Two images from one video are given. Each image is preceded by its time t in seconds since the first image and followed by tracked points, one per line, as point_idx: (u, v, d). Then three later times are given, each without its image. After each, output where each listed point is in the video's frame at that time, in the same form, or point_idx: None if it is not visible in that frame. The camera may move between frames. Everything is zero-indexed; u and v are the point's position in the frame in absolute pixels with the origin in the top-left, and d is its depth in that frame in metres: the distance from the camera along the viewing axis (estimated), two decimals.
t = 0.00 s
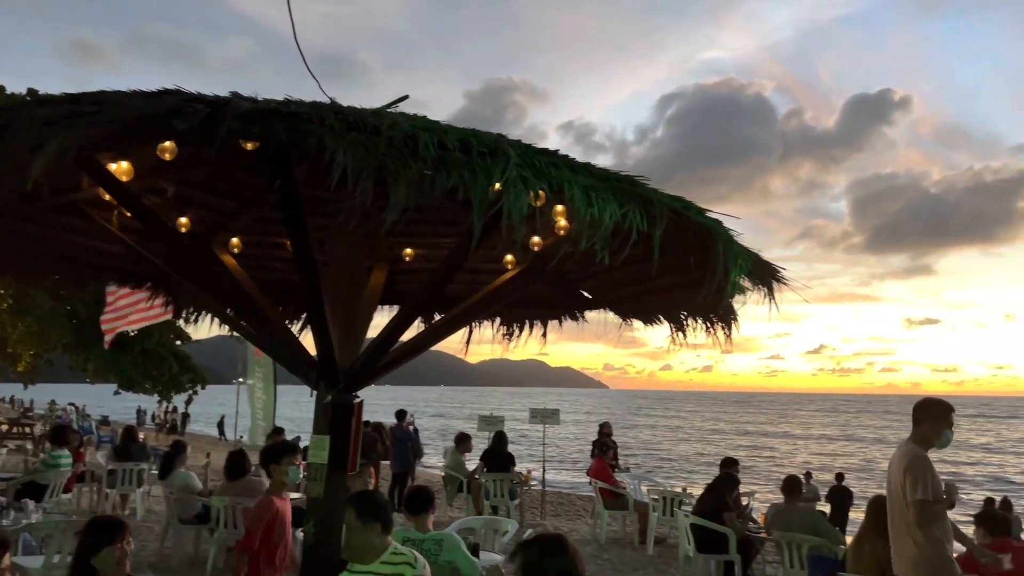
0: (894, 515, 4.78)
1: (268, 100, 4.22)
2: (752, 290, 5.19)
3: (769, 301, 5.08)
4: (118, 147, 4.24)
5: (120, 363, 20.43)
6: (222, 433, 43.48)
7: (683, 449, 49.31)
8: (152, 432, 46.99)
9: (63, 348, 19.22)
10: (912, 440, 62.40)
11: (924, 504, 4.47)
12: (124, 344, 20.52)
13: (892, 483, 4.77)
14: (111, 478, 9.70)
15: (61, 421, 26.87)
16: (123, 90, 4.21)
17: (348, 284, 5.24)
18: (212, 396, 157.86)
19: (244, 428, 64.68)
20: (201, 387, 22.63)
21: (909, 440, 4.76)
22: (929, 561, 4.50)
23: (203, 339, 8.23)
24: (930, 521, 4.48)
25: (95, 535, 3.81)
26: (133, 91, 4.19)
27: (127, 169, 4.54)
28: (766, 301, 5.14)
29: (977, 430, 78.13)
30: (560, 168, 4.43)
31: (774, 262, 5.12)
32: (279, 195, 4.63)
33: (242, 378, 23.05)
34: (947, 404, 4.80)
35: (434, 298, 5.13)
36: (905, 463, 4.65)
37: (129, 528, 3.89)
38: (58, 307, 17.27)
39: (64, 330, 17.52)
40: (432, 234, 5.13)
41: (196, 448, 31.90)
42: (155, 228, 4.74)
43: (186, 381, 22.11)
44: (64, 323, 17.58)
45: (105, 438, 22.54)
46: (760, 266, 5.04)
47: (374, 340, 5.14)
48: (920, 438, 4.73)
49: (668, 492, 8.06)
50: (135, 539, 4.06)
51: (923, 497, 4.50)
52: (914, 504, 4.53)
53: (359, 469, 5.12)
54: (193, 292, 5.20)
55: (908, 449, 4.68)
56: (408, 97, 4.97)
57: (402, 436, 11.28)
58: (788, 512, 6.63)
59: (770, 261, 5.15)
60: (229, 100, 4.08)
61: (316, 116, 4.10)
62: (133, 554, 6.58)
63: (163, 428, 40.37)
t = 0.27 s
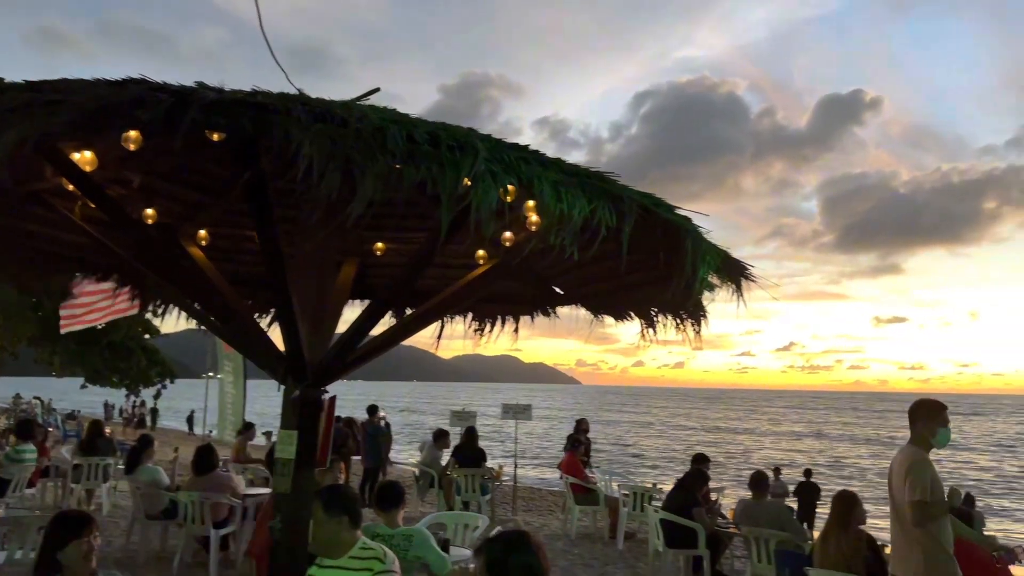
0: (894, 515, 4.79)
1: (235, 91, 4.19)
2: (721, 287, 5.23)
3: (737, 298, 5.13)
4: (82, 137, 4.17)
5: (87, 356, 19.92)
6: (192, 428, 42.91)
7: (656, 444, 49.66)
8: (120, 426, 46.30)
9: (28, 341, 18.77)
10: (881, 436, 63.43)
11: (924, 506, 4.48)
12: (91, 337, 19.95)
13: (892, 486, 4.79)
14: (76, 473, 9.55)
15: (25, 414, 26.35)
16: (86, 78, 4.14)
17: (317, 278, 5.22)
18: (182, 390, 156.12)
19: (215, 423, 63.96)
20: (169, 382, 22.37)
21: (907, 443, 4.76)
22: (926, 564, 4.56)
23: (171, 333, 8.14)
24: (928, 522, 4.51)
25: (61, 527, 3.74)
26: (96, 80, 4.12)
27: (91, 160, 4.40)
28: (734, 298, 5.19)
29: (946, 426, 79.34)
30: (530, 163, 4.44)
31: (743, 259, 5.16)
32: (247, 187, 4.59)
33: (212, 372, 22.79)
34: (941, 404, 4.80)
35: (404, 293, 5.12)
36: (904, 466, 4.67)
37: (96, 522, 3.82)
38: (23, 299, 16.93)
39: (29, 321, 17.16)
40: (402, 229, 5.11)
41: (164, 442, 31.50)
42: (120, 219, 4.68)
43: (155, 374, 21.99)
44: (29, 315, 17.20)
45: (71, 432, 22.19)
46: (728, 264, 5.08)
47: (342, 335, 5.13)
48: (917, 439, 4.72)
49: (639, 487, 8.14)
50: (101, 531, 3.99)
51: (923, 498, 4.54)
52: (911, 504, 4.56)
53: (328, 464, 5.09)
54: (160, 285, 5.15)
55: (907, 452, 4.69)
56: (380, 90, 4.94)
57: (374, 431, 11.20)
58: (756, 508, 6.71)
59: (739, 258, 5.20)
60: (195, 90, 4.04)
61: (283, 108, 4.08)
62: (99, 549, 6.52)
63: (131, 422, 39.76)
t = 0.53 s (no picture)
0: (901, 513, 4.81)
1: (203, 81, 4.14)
2: (691, 284, 5.27)
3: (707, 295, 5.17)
4: (45, 125, 4.09)
5: (53, 349, 19.49)
6: (161, 423, 42.35)
7: (631, 441, 49.93)
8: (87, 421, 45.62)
9: None
10: (851, 434, 64.32)
11: (936, 509, 4.50)
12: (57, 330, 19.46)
13: (898, 486, 4.76)
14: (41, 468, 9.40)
15: None
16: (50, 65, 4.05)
17: (287, 272, 5.19)
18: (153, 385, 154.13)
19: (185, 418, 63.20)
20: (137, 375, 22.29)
21: (914, 442, 4.72)
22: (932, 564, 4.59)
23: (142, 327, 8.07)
24: (939, 524, 4.53)
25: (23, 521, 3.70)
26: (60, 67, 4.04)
27: (56, 149, 4.35)
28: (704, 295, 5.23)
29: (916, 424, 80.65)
30: (502, 158, 4.43)
31: (713, 257, 5.21)
32: (216, 179, 4.54)
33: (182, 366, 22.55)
34: (944, 402, 4.76)
35: (374, 287, 5.11)
36: (914, 468, 4.64)
37: (61, 517, 3.77)
38: None
39: None
40: (373, 223, 5.09)
41: (132, 437, 31.08)
42: (85, 210, 4.61)
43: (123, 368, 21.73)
44: None
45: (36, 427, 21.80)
46: (698, 261, 5.12)
47: (312, 329, 5.11)
48: (925, 440, 4.68)
49: (611, 484, 8.20)
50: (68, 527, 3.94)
51: (934, 500, 4.53)
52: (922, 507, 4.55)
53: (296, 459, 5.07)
54: (126, 277, 5.08)
55: (916, 454, 4.66)
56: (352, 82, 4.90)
57: (345, 427, 11.12)
58: (725, 504, 6.78)
59: (709, 256, 5.24)
60: (161, 80, 3.98)
61: (252, 99, 4.03)
62: (63, 545, 6.44)
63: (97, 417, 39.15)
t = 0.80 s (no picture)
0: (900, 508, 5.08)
1: (172, 72, 4.08)
2: (663, 281, 5.30)
3: (678, 293, 5.21)
4: (10, 115, 4.00)
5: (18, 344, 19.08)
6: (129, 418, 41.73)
7: (606, 438, 50.20)
8: (53, 415, 44.76)
9: None
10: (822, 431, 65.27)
11: (932, 502, 4.76)
12: (23, 324, 19.03)
13: (899, 482, 5.06)
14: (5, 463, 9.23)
15: None
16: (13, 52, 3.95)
17: (257, 266, 5.16)
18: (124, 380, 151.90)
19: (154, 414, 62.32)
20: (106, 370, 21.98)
21: (917, 440, 5.04)
22: (932, 557, 4.83)
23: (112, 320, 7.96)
24: (937, 516, 4.79)
25: None
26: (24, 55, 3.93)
27: (22, 140, 4.23)
28: (676, 292, 5.27)
29: (885, 421, 82.04)
30: (475, 153, 4.41)
31: (685, 255, 5.25)
32: (184, 171, 4.48)
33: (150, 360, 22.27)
34: (948, 403, 5.09)
35: (345, 282, 5.08)
36: (914, 464, 4.93)
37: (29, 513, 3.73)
38: None
39: None
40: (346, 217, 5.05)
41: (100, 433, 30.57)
42: (50, 201, 4.51)
43: (91, 363, 21.44)
44: None
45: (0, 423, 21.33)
46: (670, 260, 5.16)
47: (282, 323, 5.08)
48: (927, 437, 4.99)
49: (583, 480, 8.25)
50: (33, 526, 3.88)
51: (933, 493, 4.82)
52: (921, 500, 4.83)
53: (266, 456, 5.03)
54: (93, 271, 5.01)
55: (917, 450, 4.96)
56: (324, 75, 4.85)
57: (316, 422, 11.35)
58: (695, 500, 6.85)
59: (682, 254, 5.28)
60: (128, 70, 3.92)
61: (222, 91, 4.00)
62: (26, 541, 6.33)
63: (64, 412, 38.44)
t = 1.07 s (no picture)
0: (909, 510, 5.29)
1: (139, 62, 4.04)
2: (636, 278, 5.32)
3: (651, 290, 5.24)
4: None
5: None
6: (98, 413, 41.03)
7: (580, 434, 50.36)
8: (18, 410, 43.85)
9: None
10: (794, 428, 66.08)
11: (938, 503, 4.98)
12: None
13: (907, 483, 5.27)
14: None
15: None
16: None
17: (228, 260, 5.11)
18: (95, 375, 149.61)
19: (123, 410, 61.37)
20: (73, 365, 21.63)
21: (924, 442, 5.27)
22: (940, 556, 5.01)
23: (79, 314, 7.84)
24: (943, 517, 5.00)
25: None
26: None
27: None
28: (649, 290, 5.30)
29: (856, 419, 83.27)
30: (448, 148, 4.41)
31: (658, 252, 5.28)
32: (152, 162, 4.43)
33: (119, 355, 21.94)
34: (952, 407, 5.32)
35: (317, 276, 5.05)
36: (920, 468, 5.15)
37: None
38: None
39: None
40: (317, 211, 5.01)
41: (67, 429, 30.03)
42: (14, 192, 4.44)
43: (58, 357, 21.10)
44: None
45: None
46: (642, 257, 5.19)
47: (252, 318, 5.04)
48: (933, 440, 5.22)
49: (557, 477, 8.28)
50: None
51: (940, 494, 5.02)
52: (928, 500, 5.04)
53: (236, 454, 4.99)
54: (58, 263, 4.93)
55: (923, 452, 5.20)
56: (297, 68, 4.82)
57: (288, 418, 11.28)
58: (667, 497, 6.89)
59: (655, 252, 5.31)
60: (94, 59, 3.87)
61: (191, 82, 3.96)
62: None
63: (31, 407, 37.70)
